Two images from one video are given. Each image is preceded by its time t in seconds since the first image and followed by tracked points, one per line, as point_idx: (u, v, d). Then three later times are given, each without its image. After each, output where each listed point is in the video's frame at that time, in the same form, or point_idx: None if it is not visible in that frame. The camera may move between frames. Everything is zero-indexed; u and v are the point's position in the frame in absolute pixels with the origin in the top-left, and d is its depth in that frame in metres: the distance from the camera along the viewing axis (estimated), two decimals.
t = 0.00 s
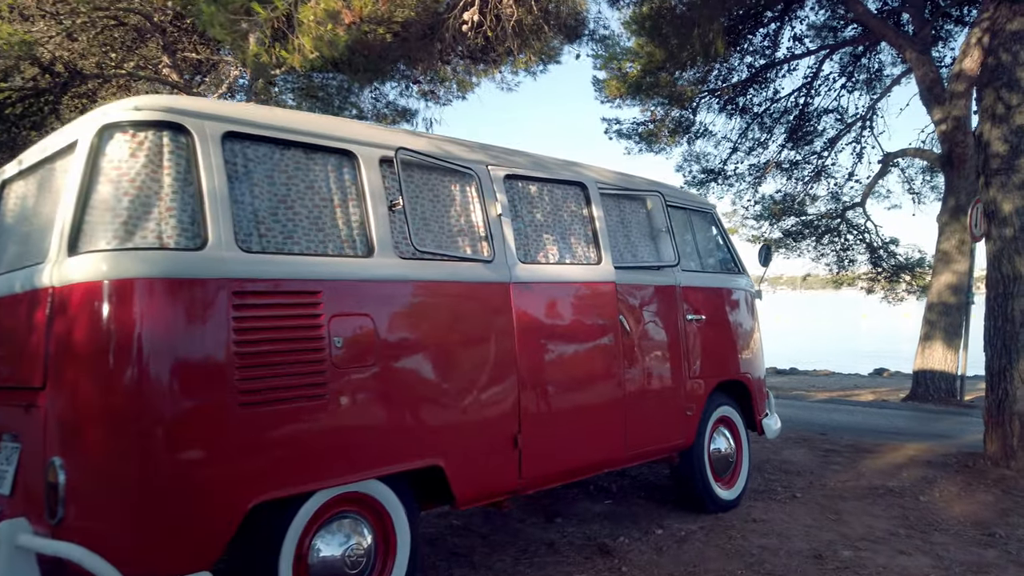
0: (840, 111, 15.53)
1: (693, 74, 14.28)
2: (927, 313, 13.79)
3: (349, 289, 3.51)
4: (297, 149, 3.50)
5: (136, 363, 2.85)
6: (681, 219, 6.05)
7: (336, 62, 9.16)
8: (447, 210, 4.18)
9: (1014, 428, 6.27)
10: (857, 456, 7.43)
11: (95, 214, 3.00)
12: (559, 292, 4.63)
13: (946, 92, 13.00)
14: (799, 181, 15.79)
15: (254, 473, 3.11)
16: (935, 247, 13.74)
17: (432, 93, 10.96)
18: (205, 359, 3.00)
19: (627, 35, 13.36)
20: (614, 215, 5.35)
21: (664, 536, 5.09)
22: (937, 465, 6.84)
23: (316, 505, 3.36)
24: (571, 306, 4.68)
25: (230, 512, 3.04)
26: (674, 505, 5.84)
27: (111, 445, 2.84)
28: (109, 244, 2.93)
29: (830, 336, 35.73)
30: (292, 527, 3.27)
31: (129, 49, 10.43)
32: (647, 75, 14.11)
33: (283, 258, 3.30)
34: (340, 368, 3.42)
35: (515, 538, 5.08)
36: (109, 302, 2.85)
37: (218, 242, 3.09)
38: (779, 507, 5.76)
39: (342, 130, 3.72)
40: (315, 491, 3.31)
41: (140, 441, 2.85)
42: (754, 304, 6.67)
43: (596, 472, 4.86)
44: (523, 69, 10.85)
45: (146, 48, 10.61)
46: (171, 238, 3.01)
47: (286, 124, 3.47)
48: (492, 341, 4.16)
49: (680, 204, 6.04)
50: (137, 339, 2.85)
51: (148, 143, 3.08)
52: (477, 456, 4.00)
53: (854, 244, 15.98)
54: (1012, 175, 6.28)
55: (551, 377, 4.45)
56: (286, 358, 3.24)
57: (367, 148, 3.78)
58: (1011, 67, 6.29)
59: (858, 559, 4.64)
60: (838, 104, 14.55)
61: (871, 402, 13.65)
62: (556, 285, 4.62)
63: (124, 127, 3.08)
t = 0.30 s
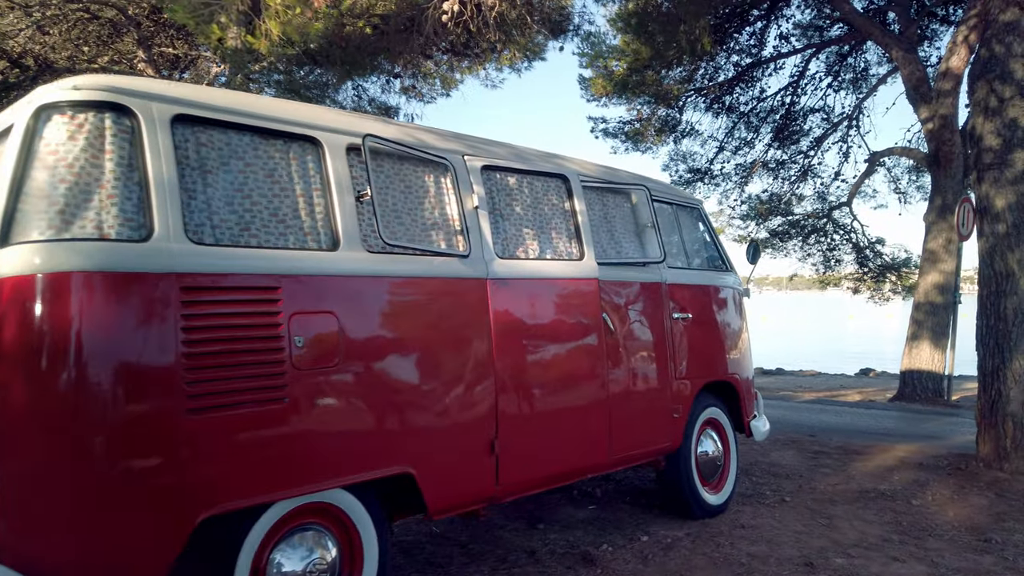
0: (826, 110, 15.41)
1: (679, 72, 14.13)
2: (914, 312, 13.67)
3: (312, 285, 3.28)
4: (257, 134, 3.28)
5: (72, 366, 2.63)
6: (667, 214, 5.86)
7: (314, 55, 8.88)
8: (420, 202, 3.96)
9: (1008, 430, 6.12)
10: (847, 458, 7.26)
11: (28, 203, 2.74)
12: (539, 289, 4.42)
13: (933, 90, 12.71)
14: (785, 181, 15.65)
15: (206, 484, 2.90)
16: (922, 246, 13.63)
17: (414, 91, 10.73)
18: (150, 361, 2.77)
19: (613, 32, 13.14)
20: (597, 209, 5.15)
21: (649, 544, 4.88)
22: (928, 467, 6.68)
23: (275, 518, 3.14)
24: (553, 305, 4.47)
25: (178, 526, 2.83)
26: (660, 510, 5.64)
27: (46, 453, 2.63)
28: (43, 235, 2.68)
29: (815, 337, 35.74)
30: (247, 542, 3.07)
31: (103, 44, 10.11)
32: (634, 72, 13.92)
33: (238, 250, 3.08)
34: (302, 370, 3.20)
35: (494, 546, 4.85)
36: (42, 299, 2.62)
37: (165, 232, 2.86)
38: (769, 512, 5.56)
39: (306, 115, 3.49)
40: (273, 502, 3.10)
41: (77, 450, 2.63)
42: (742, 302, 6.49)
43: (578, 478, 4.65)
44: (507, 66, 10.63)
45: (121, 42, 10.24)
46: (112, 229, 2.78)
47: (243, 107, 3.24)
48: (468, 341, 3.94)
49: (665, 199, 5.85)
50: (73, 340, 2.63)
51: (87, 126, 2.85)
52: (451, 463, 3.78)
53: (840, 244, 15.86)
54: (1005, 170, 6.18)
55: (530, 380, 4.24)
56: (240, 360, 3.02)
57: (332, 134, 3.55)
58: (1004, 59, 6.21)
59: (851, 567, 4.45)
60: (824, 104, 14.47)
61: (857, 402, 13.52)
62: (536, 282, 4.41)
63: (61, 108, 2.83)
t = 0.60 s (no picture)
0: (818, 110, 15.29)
1: (670, 70, 14.01)
2: (907, 312, 13.54)
3: (283, 281, 3.14)
4: (222, 121, 3.15)
5: (20, 366, 2.44)
6: (659, 209, 5.71)
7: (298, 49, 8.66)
8: (400, 194, 3.82)
9: (1007, 431, 5.99)
10: (843, 460, 7.11)
11: None
12: (527, 286, 4.25)
13: (927, 88, 12.54)
14: (778, 181, 15.52)
15: (167, 492, 2.72)
16: (915, 245, 13.50)
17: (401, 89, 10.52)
18: (105, 361, 2.60)
19: (604, 29, 12.99)
20: (587, 204, 4.99)
21: (641, 549, 4.71)
22: (926, 470, 6.55)
23: (243, 526, 2.97)
24: (540, 303, 4.30)
25: (137, 538, 2.65)
26: (652, 514, 5.48)
27: None
28: None
29: (808, 338, 35.70)
30: (213, 552, 2.90)
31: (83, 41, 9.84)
32: (625, 71, 13.83)
33: (202, 242, 2.94)
34: (271, 372, 3.05)
35: (481, 553, 4.68)
36: None
37: (122, 223, 2.73)
38: (763, 516, 5.41)
39: (277, 102, 3.37)
40: (241, 510, 2.93)
41: (27, 457, 2.43)
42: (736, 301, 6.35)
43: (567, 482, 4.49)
44: (497, 63, 10.43)
45: (106, 38, 9.76)
46: (65, 218, 2.64)
47: (209, 93, 3.12)
48: (449, 340, 3.77)
49: (657, 194, 5.69)
50: (19, 337, 2.44)
51: (39, 109, 2.70)
52: (433, 468, 3.62)
53: (832, 244, 15.75)
54: (1003, 165, 6.06)
55: (516, 380, 4.07)
56: (203, 361, 2.87)
57: (307, 123, 3.44)
58: (1002, 51, 6.09)
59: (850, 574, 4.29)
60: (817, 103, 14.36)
61: (851, 403, 13.38)
62: (523, 279, 4.25)
63: (12, 90, 2.69)
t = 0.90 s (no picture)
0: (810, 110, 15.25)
1: (662, 71, 13.94)
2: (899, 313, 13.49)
3: (260, 280, 3.05)
4: (198, 115, 3.10)
5: None
6: (650, 208, 5.63)
7: (285, 46, 8.54)
8: (384, 191, 3.72)
9: (1001, 432, 5.93)
10: (835, 462, 7.05)
11: None
12: (516, 286, 4.16)
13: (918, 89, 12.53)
14: (770, 181, 15.47)
15: (138, 498, 2.62)
16: (907, 246, 13.45)
17: (391, 87, 10.40)
18: (73, 364, 2.50)
19: (595, 28, 12.91)
20: (577, 202, 4.91)
21: (631, 554, 4.62)
22: (919, 472, 6.49)
23: (220, 534, 2.88)
24: (529, 302, 4.21)
25: (106, 547, 2.53)
26: (643, 518, 5.39)
27: None
28: None
29: (799, 339, 35.73)
30: (189, 559, 2.80)
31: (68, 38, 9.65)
32: (617, 71, 13.74)
33: (174, 240, 2.86)
34: (249, 374, 2.95)
35: (468, 558, 4.58)
36: None
37: (90, 218, 2.64)
38: (755, 519, 5.34)
39: (255, 96, 3.31)
40: (216, 518, 2.83)
41: None
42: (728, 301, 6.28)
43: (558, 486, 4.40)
44: (488, 62, 10.33)
45: (91, 36, 9.51)
46: (30, 214, 2.55)
47: (184, 85, 3.06)
48: (435, 342, 3.68)
49: (648, 193, 5.61)
50: None
51: (5, 100, 2.62)
52: (418, 471, 3.52)
53: (824, 244, 15.72)
54: (997, 164, 6.02)
55: (504, 382, 3.98)
56: (177, 363, 2.77)
57: (287, 118, 3.38)
58: (997, 48, 6.05)
59: None
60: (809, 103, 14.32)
61: (843, 404, 13.33)
62: (512, 278, 4.16)
63: None
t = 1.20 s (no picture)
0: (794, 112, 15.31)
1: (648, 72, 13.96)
2: (882, 313, 13.57)
3: (240, 278, 3.00)
4: (176, 109, 3.05)
5: None
6: (636, 207, 5.61)
7: (269, 44, 8.45)
8: (367, 189, 3.67)
9: (984, 432, 5.96)
10: (820, 462, 7.06)
11: None
12: (501, 284, 4.13)
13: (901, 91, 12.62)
14: (754, 183, 15.52)
15: (113, 501, 2.56)
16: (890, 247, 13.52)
17: (376, 87, 10.33)
18: (43, 364, 2.43)
19: (581, 29, 12.91)
20: (562, 201, 4.88)
21: (617, 555, 4.60)
22: (903, 471, 6.51)
23: (198, 536, 2.82)
24: (514, 302, 4.18)
25: (80, 551, 2.47)
26: (629, 519, 5.37)
27: None
28: None
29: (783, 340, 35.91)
30: (166, 561, 2.74)
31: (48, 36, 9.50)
32: (603, 72, 13.74)
33: (150, 237, 2.81)
34: (228, 374, 2.90)
35: (453, 560, 4.54)
36: None
37: (64, 215, 2.58)
38: (741, 519, 5.33)
39: (235, 91, 3.27)
40: (193, 521, 2.77)
41: None
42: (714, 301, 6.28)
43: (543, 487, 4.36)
44: (474, 62, 10.30)
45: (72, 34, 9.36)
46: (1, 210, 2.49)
47: (162, 79, 3.01)
48: (418, 341, 3.63)
49: (634, 191, 5.59)
50: None
51: None
52: (401, 473, 3.48)
53: (808, 246, 15.80)
54: (980, 164, 6.06)
55: (489, 382, 3.94)
56: (152, 363, 2.72)
57: (268, 113, 3.34)
58: (980, 49, 6.09)
59: None
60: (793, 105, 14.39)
61: (827, 404, 13.40)
62: (497, 277, 4.12)
63: None
